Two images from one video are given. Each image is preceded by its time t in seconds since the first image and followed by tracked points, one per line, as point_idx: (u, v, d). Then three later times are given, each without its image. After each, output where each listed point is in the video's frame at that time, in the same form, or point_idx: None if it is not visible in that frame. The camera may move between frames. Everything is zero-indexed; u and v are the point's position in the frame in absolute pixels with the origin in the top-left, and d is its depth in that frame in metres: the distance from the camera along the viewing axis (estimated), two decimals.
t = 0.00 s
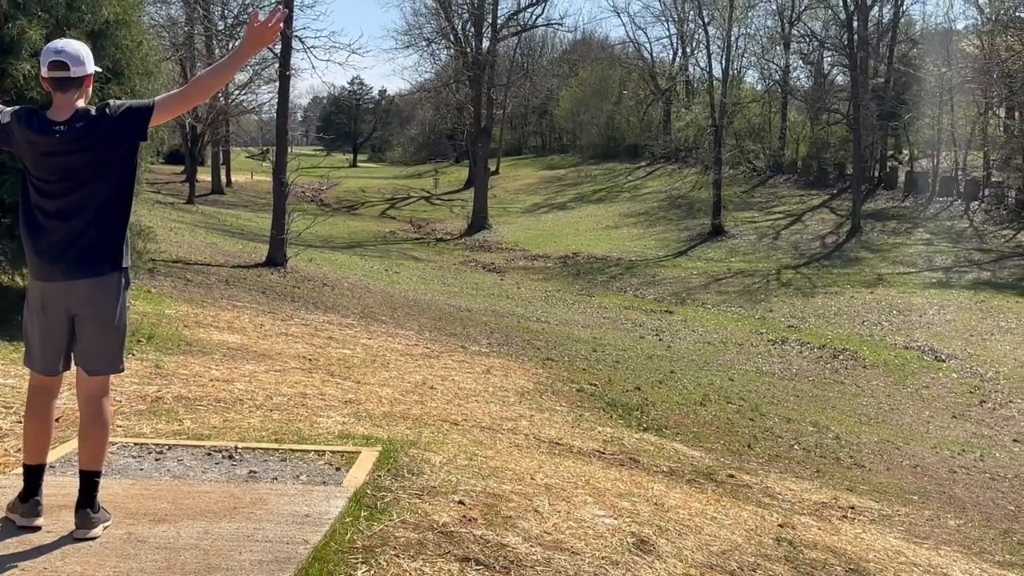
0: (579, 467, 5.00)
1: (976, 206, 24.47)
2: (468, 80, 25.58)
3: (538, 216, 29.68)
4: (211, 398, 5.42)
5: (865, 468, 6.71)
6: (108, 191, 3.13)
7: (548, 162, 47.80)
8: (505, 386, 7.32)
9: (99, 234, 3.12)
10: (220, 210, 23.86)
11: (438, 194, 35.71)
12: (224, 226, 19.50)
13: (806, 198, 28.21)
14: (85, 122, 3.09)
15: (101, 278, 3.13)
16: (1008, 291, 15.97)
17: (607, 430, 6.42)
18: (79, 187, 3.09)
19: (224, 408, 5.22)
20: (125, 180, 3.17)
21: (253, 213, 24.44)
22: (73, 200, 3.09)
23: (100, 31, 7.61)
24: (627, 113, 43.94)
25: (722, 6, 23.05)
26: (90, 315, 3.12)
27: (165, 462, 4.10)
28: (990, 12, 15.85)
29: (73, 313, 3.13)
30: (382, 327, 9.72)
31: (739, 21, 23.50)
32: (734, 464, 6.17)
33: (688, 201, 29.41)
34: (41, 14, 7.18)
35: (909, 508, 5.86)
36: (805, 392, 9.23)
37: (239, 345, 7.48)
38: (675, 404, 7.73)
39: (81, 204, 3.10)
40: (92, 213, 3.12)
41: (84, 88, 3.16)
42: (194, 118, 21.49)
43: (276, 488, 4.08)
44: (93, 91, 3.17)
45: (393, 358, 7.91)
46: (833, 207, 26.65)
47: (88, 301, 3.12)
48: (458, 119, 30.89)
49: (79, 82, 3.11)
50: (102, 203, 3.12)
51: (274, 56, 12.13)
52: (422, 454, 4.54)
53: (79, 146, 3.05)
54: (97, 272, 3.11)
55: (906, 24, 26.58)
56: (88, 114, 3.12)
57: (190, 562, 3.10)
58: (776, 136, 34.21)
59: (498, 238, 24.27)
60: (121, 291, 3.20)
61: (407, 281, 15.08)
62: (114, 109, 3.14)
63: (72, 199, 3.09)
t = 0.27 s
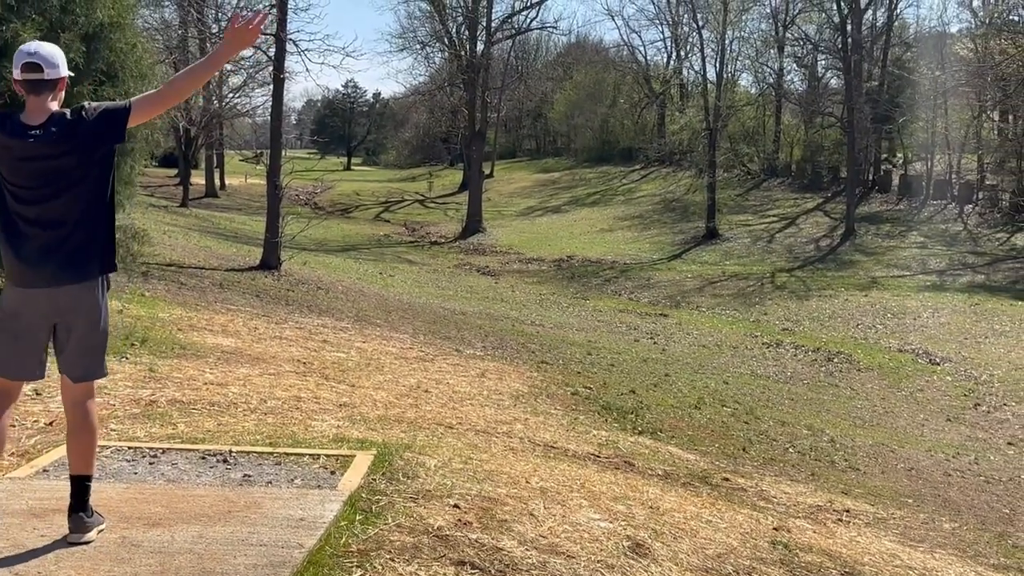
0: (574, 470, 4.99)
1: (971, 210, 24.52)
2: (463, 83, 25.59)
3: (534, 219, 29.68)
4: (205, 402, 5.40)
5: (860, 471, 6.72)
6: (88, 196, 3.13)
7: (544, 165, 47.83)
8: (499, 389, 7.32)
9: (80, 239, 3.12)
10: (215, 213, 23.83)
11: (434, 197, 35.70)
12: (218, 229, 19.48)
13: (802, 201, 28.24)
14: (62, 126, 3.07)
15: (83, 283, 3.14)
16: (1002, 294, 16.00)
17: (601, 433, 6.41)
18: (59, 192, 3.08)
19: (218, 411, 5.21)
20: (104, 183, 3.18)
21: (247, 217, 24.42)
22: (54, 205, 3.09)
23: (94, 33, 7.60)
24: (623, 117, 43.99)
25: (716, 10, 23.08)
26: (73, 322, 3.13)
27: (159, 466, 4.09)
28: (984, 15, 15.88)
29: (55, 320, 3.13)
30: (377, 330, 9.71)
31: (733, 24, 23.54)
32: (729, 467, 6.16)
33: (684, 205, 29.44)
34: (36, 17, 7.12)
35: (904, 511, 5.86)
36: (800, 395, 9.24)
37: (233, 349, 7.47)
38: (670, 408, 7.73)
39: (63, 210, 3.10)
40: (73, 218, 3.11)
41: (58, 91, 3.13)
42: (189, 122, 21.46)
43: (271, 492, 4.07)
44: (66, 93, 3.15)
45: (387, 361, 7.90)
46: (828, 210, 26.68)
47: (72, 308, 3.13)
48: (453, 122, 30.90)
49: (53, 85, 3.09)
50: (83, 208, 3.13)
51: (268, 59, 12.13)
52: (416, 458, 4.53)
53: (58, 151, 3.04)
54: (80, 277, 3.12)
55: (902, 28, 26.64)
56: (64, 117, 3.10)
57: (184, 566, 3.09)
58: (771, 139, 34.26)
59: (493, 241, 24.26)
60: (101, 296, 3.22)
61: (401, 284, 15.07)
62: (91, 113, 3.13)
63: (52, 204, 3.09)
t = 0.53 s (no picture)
0: (571, 473, 4.98)
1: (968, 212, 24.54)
2: (459, 86, 25.58)
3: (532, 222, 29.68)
4: (200, 405, 5.38)
5: (857, 474, 6.71)
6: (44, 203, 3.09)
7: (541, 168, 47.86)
8: (495, 392, 7.29)
9: (37, 244, 3.08)
10: (211, 216, 23.81)
11: (430, 200, 35.70)
12: (214, 233, 19.46)
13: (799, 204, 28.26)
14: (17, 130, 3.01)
15: (41, 291, 3.09)
16: (998, 296, 16.00)
17: (598, 436, 6.40)
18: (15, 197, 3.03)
19: (213, 415, 5.19)
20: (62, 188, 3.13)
21: (243, 220, 24.41)
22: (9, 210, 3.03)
23: (89, 37, 7.31)
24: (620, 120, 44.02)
25: (712, 13, 23.11)
26: (30, 330, 3.08)
27: (155, 470, 4.07)
28: (980, 17, 15.89)
29: (11, 327, 3.08)
30: (373, 333, 9.69)
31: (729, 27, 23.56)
32: (727, 470, 6.15)
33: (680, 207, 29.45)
34: (29, 19, 6.89)
35: (902, 513, 5.84)
36: (797, 398, 9.23)
37: (229, 352, 7.45)
38: (667, 410, 7.71)
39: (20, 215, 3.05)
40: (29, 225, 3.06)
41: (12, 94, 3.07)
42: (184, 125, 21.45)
43: (267, 495, 4.06)
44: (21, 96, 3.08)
45: (383, 364, 7.88)
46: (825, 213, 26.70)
47: (28, 315, 3.07)
48: (449, 125, 30.90)
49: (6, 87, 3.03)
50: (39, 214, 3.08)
51: (263, 62, 12.11)
52: (413, 461, 4.52)
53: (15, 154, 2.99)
54: (37, 284, 3.07)
55: (898, 31, 26.68)
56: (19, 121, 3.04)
57: (179, 569, 3.08)
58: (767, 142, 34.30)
59: (490, 244, 24.25)
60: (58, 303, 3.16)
61: (397, 287, 15.05)
62: (47, 116, 3.07)
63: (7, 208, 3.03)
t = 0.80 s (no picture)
0: (568, 476, 4.98)
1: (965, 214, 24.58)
2: (456, 88, 25.60)
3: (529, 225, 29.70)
4: (198, 409, 5.38)
5: (854, 477, 6.71)
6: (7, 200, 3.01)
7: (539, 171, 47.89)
8: (493, 396, 7.29)
9: None
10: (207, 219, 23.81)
11: (427, 203, 35.71)
12: (210, 236, 19.47)
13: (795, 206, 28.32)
14: None
15: None
16: (995, 299, 16.02)
17: (596, 439, 6.40)
18: None
19: (211, 418, 5.19)
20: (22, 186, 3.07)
21: (239, 222, 24.41)
22: None
23: (85, 40, 7.11)
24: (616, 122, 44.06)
25: (709, 15, 23.14)
26: None
27: (152, 474, 4.07)
28: (976, 20, 15.94)
29: None
30: (370, 336, 9.68)
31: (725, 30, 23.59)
32: (724, 472, 6.16)
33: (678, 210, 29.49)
34: (26, 23, 6.68)
35: (899, 516, 5.85)
36: (794, 400, 9.24)
37: (226, 355, 7.44)
38: (664, 413, 7.71)
39: None
40: None
41: None
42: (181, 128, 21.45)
43: (264, 498, 4.06)
44: None
45: (381, 367, 7.88)
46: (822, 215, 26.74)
47: None
48: (445, 128, 30.92)
49: None
50: None
51: (260, 65, 12.11)
52: (410, 464, 4.52)
53: None
54: None
55: (895, 33, 26.73)
56: None
57: (176, 573, 3.08)
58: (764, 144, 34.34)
59: (487, 247, 24.26)
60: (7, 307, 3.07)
61: (394, 290, 15.04)
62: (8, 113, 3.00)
63: None
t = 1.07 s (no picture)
0: (567, 479, 4.98)
1: (963, 216, 24.60)
2: (454, 91, 25.61)
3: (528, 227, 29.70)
4: (197, 412, 5.39)
5: (853, 478, 6.71)
6: None
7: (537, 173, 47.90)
8: (491, 398, 7.30)
9: None
10: (205, 223, 23.81)
11: (426, 205, 35.72)
12: (209, 239, 19.47)
13: (793, 208, 28.33)
14: None
15: None
16: (993, 300, 16.02)
17: (594, 441, 6.40)
18: None
19: (209, 422, 5.19)
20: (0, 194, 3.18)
21: (238, 226, 24.41)
22: None
23: (83, 43, 7.11)
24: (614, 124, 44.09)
25: (707, 18, 23.17)
26: None
27: (150, 476, 4.07)
28: (972, 21, 15.96)
29: None
30: (369, 339, 9.68)
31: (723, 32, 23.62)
32: (723, 474, 6.16)
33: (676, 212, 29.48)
34: (24, 26, 6.67)
35: (898, 518, 5.85)
36: (792, 402, 9.24)
37: (224, 358, 7.45)
38: (662, 416, 7.71)
39: None
40: None
41: None
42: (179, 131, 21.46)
43: (262, 501, 4.06)
44: None
45: (379, 370, 7.88)
46: (820, 216, 26.75)
47: None
48: (444, 130, 30.93)
49: None
50: None
51: (258, 68, 12.11)
52: (409, 467, 4.52)
53: None
54: None
55: (892, 34, 26.75)
56: None
57: None
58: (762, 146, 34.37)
59: (484, 249, 24.26)
60: None
61: (391, 293, 15.03)
62: None
63: None
